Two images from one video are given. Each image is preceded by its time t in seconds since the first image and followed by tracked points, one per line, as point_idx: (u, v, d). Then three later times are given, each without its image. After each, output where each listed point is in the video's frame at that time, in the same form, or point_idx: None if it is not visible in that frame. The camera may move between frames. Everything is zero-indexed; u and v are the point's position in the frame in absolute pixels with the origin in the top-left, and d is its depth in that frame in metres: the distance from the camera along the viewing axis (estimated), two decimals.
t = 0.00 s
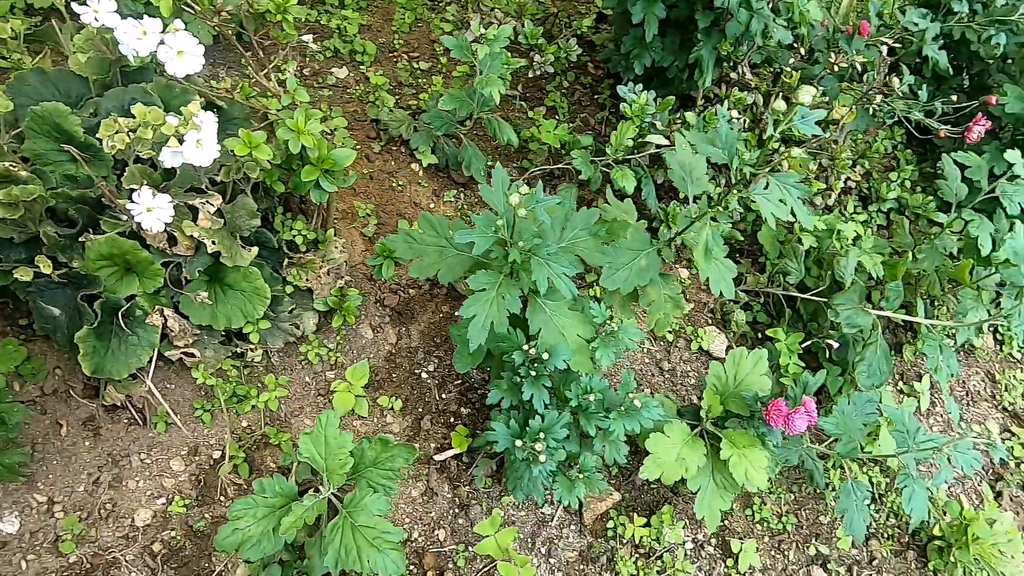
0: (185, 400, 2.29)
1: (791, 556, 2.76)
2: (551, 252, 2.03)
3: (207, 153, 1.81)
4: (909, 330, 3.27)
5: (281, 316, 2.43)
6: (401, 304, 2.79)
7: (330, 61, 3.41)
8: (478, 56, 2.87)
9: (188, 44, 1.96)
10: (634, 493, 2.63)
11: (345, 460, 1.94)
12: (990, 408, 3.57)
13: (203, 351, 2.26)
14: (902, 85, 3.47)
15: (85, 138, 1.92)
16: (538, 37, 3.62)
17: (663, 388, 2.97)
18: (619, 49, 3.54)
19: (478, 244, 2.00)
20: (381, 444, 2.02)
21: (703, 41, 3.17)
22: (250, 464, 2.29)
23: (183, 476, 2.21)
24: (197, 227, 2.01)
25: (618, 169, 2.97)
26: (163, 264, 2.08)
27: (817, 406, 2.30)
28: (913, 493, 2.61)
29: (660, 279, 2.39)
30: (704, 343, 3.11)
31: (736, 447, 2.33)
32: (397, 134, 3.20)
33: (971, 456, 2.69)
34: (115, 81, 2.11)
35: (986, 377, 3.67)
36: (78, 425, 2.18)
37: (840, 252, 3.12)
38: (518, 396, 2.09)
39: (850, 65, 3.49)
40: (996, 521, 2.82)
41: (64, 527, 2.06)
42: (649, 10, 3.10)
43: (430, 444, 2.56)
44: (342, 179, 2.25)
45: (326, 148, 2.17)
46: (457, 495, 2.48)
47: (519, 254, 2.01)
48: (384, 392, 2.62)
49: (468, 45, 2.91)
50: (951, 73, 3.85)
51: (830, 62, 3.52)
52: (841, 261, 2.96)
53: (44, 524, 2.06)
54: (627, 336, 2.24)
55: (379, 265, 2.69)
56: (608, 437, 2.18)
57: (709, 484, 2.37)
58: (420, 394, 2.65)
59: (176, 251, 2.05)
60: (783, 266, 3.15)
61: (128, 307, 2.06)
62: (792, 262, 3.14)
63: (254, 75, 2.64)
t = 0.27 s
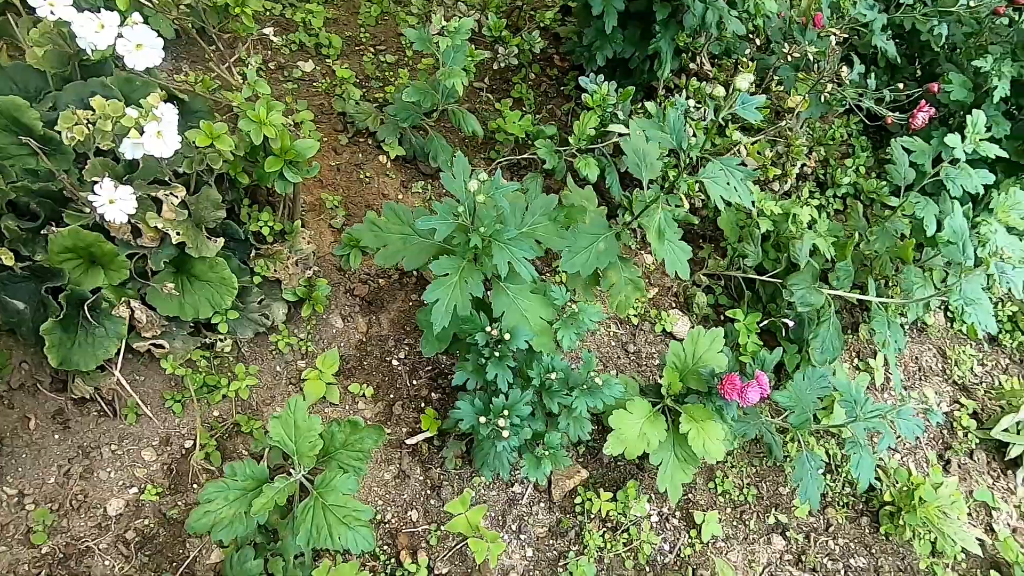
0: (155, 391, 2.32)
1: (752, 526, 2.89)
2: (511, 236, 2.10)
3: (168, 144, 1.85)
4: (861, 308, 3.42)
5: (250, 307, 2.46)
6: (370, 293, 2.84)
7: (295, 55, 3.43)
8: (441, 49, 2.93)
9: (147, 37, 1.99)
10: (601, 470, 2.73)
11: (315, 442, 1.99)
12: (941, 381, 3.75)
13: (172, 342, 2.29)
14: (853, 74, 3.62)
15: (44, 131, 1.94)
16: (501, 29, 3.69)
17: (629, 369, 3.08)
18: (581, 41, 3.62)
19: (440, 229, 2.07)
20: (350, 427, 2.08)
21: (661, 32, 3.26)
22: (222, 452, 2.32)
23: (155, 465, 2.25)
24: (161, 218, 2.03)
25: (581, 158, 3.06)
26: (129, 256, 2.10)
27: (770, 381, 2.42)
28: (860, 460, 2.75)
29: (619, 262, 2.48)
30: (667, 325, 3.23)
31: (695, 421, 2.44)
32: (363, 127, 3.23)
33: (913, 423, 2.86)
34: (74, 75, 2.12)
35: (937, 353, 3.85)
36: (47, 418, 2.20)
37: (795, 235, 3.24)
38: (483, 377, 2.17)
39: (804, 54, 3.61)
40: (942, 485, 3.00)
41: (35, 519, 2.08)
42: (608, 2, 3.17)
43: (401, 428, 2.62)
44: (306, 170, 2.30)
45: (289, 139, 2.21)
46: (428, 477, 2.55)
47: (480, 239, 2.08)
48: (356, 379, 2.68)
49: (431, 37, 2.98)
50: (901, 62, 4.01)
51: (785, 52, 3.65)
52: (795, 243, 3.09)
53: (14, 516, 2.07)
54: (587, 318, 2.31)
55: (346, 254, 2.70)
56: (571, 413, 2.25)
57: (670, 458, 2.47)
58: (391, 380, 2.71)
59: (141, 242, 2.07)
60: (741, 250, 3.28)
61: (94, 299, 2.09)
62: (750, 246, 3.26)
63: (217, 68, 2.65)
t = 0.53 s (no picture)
0: (142, 370, 2.36)
1: (725, 492, 3.02)
2: (491, 213, 2.18)
3: (152, 122, 1.89)
4: (830, 287, 3.56)
5: (235, 288, 2.51)
6: (354, 275, 2.89)
7: (274, 42, 3.45)
8: (419, 34, 2.99)
9: (129, 19, 2.01)
10: (580, 442, 2.83)
11: (303, 413, 2.06)
12: (904, 355, 3.93)
13: (157, 322, 2.33)
14: (817, 61, 3.77)
15: (26, 112, 1.95)
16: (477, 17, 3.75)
17: (607, 346, 3.19)
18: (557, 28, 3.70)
19: (421, 206, 2.14)
20: (336, 399, 2.15)
21: (634, 19, 3.36)
22: (210, 428, 2.37)
23: (144, 442, 2.29)
24: (146, 198, 2.06)
25: (558, 141, 3.14)
26: (114, 235, 2.13)
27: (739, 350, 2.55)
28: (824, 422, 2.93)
29: (595, 239, 2.58)
30: (643, 304, 3.35)
31: (669, 390, 2.56)
32: (344, 113, 3.28)
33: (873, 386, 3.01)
34: (54, 57, 2.14)
35: (900, 328, 4.03)
36: (34, 398, 2.22)
37: (765, 215, 3.38)
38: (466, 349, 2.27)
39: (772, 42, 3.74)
40: (902, 450, 3.15)
41: (25, 496, 2.11)
42: None
43: (387, 404, 2.69)
44: (289, 151, 2.36)
45: (271, 120, 2.26)
46: (414, 451, 2.62)
47: (460, 216, 2.16)
48: (341, 358, 2.74)
49: (409, 23, 3.03)
50: (865, 51, 4.17)
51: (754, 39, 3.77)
52: (765, 223, 3.22)
53: (3, 493, 2.10)
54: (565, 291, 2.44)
55: (329, 236, 2.74)
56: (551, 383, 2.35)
57: (647, 426, 2.58)
58: (376, 359, 2.78)
59: (126, 222, 2.10)
60: (712, 230, 3.42)
61: (79, 279, 2.12)
62: (721, 226, 3.40)
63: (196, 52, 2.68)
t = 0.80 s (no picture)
0: (125, 349, 2.39)
1: (697, 463, 3.15)
2: (468, 191, 2.26)
3: (134, 100, 1.92)
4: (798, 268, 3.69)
5: (216, 268, 2.55)
6: (335, 257, 2.94)
7: (252, 27, 3.46)
8: (397, 18, 3.03)
9: None
10: (558, 416, 2.93)
11: (286, 385, 2.13)
12: (868, 334, 4.10)
13: (140, 301, 2.36)
14: (785, 49, 3.90)
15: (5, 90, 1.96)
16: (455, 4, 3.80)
17: (584, 325, 3.29)
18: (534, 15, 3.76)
19: (400, 184, 2.20)
20: (319, 372, 2.21)
21: (609, 7, 3.44)
22: (194, 405, 2.41)
23: (128, 419, 2.32)
24: (127, 176, 2.09)
25: (535, 126, 3.22)
26: (95, 214, 2.16)
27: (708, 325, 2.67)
28: (790, 393, 3.05)
29: (570, 217, 2.67)
30: (618, 285, 3.45)
31: (641, 363, 2.67)
32: (323, 97, 3.31)
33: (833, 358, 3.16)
34: (31, 36, 2.15)
35: (866, 308, 4.20)
36: (16, 377, 2.25)
37: (735, 198, 3.50)
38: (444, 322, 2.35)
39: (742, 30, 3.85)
40: (862, 421, 3.30)
41: (10, 472, 2.14)
42: None
43: (369, 382, 2.76)
44: (269, 131, 2.39)
45: (251, 100, 2.29)
46: (396, 426, 2.69)
47: (438, 193, 2.24)
48: (323, 337, 2.79)
49: (387, 7, 3.06)
50: (832, 41, 4.31)
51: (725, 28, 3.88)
52: (735, 205, 3.35)
53: None
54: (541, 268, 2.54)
55: (310, 216, 2.82)
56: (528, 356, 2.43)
57: (621, 399, 2.68)
58: (358, 338, 2.83)
59: (107, 200, 2.13)
60: (685, 212, 3.53)
61: (61, 258, 2.13)
62: (693, 208, 3.52)
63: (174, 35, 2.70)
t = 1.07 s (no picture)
0: (91, 348, 2.38)
1: (669, 452, 3.22)
2: (435, 187, 2.29)
3: (93, 98, 1.90)
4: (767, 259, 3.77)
5: (184, 266, 2.54)
6: (306, 254, 2.94)
7: (220, 22, 3.43)
8: (365, 13, 3.02)
9: None
10: (531, 408, 2.97)
11: (255, 383, 2.12)
12: (837, 322, 4.21)
13: (106, 301, 2.35)
14: (753, 44, 3.96)
15: None
16: None
17: (557, 318, 3.33)
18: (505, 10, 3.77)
19: (366, 181, 2.22)
20: (288, 369, 2.22)
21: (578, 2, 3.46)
22: (163, 404, 2.40)
23: (96, 420, 2.31)
24: (88, 174, 2.08)
25: (506, 121, 3.24)
26: (56, 213, 2.14)
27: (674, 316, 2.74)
28: (755, 380, 3.12)
29: (538, 212, 2.70)
30: (591, 278, 3.50)
31: (610, 354, 2.72)
32: (293, 93, 3.29)
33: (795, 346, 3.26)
34: None
35: (834, 298, 4.30)
36: None
37: (704, 191, 3.56)
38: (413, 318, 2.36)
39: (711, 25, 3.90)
40: (828, 407, 3.40)
41: None
42: None
43: (342, 377, 2.77)
44: (235, 128, 2.38)
45: (215, 97, 2.27)
46: (369, 421, 2.71)
47: (405, 189, 2.25)
48: (295, 334, 2.79)
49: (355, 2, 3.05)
50: (801, 35, 4.38)
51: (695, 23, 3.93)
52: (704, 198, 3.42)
53: None
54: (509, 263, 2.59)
55: (279, 214, 2.78)
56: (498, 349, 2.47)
57: (592, 390, 2.74)
58: (330, 334, 2.84)
59: (69, 199, 2.11)
60: (655, 205, 3.59)
61: (22, 258, 2.12)
62: (663, 201, 3.58)
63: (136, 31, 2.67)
